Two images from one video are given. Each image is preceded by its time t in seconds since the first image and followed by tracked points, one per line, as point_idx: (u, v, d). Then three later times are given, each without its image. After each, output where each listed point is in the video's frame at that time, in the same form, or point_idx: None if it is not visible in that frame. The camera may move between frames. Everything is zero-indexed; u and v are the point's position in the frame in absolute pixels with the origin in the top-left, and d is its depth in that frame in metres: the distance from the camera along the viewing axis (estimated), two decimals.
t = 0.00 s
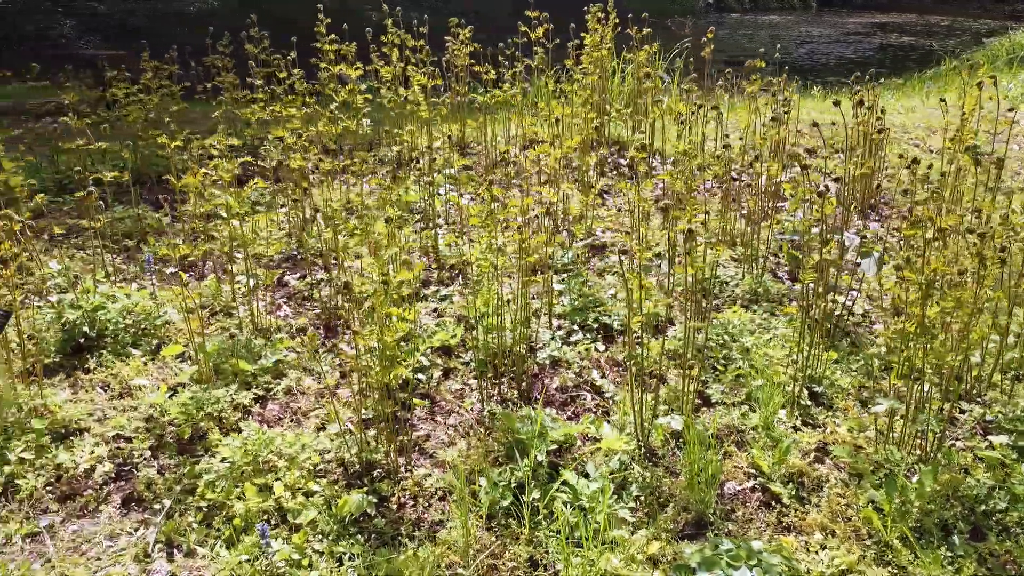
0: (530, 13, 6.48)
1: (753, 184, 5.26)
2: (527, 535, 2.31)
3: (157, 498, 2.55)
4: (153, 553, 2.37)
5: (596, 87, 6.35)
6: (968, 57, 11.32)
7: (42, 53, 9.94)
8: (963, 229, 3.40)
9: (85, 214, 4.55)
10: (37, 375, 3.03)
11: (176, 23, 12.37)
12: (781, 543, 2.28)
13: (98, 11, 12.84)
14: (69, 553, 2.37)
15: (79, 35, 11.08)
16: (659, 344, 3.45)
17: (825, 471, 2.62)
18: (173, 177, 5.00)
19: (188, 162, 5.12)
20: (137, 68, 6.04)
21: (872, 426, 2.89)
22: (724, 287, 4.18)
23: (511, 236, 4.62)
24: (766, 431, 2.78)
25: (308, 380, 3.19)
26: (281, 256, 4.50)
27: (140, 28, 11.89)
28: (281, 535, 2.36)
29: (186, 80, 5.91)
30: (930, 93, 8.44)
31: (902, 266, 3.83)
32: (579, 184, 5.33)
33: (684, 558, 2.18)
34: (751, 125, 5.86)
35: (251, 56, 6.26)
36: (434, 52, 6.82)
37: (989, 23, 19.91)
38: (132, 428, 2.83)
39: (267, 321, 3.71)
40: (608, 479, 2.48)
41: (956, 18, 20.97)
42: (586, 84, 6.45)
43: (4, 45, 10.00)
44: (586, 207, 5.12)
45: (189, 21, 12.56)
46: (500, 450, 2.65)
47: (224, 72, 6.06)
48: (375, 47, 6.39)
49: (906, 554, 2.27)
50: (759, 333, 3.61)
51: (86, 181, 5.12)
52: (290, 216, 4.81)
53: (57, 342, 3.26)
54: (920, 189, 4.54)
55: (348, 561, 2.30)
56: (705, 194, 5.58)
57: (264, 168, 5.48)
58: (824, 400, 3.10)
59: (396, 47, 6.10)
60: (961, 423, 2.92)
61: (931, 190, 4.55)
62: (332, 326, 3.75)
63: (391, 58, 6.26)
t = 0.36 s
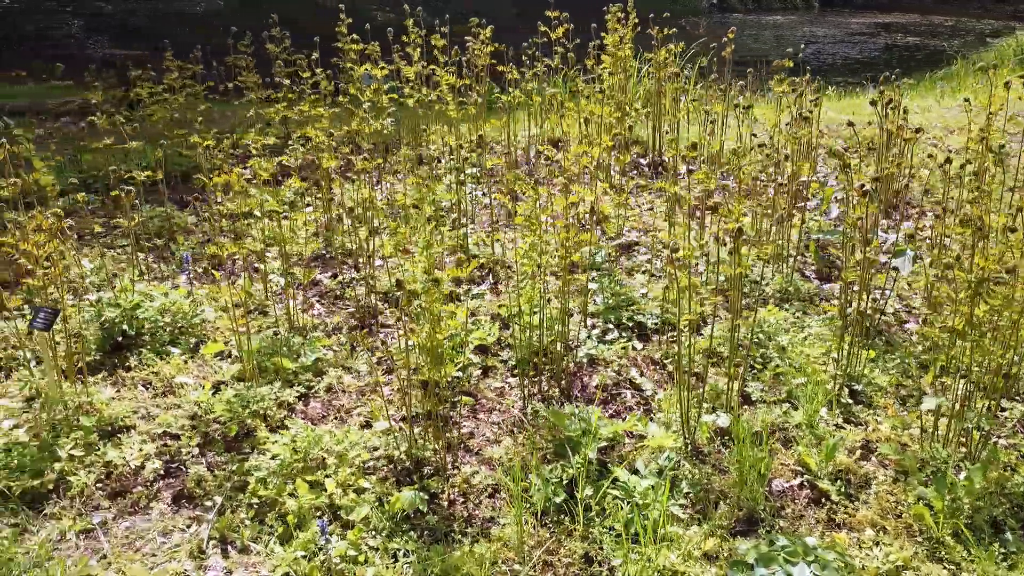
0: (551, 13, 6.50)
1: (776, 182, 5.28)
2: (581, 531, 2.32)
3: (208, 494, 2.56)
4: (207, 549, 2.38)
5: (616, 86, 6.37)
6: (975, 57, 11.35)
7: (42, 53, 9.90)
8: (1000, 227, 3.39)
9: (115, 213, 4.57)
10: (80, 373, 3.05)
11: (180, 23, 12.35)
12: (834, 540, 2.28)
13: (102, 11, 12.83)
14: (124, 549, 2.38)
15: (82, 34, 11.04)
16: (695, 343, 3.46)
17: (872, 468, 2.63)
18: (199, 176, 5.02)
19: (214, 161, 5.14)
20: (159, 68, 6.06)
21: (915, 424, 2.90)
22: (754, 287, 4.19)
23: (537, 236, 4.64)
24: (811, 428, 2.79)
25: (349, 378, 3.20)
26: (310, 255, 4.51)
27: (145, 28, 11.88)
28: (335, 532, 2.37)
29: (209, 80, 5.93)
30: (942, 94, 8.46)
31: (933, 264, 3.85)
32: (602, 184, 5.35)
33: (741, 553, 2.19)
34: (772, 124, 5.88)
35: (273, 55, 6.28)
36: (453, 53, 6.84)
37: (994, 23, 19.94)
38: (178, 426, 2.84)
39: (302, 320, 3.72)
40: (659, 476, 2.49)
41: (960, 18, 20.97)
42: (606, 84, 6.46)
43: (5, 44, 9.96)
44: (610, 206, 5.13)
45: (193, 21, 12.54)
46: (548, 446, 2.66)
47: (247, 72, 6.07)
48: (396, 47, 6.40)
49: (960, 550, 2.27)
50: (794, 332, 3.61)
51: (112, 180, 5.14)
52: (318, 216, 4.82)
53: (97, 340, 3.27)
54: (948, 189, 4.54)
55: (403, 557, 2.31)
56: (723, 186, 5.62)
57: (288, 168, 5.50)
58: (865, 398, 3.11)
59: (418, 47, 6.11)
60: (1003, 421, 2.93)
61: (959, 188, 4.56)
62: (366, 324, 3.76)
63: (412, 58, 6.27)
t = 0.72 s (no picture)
0: (567, 14, 6.52)
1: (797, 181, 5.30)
2: (631, 529, 2.34)
3: (255, 493, 2.57)
4: (258, 548, 2.39)
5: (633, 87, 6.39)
6: (982, 57, 11.36)
7: (43, 53, 9.83)
8: None
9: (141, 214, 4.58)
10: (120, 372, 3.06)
11: (179, 23, 12.24)
12: (883, 536, 2.30)
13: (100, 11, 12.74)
14: (175, 547, 2.39)
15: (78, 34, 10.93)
16: (728, 342, 3.48)
17: (914, 465, 2.65)
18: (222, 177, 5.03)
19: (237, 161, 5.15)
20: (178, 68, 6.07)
21: (952, 422, 2.91)
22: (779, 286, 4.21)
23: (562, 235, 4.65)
24: (852, 426, 2.81)
25: (387, 378, 3.22)
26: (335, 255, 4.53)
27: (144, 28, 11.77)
28: (386, 530, 2.38)
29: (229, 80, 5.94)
30: (952, 93, 8.47)
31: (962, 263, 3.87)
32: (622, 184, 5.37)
33: (792, 550, 2.21)
34: (790, 124, 5.90)
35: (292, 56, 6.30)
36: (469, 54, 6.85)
37: (995, 23, 19.99)
38: (221, 425, 2.85)
39: (334, 320, 3.74)
40: (705, 474, 2.51)
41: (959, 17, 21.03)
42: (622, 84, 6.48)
43: (5, 45, 9.89)
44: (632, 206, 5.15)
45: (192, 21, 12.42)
46: (593, 443, 2.66)
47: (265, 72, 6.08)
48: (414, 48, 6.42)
49: (1009, 547, 2.29)
50: (824, 331, 3.63)
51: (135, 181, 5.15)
52: (341, 217, 4.85)
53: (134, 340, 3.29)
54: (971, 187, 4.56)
55: (455, 555, 2.32)
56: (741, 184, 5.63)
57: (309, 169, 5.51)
58: (900, 396, 3.12)
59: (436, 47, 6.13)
60: None
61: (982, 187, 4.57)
62: (398, 325, 3.78)
63: (429, 58, 6.29)
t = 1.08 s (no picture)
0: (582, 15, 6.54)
1: (815, 182, 5.32)
2: (682, 526, 2.35)
3: (301, 493, 2.58)
4: (308, 547, 2.40)
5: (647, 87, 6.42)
6: (984, 56, 11.42)
7: (44, 53, 9.77)
8: None
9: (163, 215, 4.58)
10: (159, 373, 3.07)
11: (180, 23, 12.14)
12: (932, 532, 2.32)
13: (100, 11, 12.63)
14: (225, 547, 2.39)
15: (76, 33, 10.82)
16: (759, 341, 3.51)
17: (956, 462, 2.66)
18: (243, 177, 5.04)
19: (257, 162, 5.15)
20: (194, 68, 6.07)
21: (989, 419, 2.93)
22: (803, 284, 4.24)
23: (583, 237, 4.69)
24: (891, 424, 2.83)
25: (423, 377, 3.24)
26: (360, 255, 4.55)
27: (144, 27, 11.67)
28: (436, 529, 2.39)
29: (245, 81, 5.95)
30: (959, 92, 8.52)
31: (987, 262, 3.89)
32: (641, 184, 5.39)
33: (843, 546, 2.22)
34: (806, 125, 5.92)
35: (308, 56, 6.30)
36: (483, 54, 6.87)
37: (994, 23, 20.09)
38: (263, 424, 2.86)
39: (365, 320, 3.75)
40: (751, 471, 2.52)
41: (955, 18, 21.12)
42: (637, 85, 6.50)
43: (6, 44, 9.82)
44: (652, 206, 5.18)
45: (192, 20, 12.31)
46: (637, 441, 2.67)
47: (282, 73, 6.09)
48: (430, 48, 6.43)
49: None
50: (853, 329, 3.65)
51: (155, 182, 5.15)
52: (364, 217, 4.86)
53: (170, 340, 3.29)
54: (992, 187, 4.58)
55: (506, 553, 2.33)
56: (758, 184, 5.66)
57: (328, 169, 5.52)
58: (934, 394, 3.15)
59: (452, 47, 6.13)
60: None
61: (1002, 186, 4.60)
62: (428, 325, 3.79)
63: (445, 58, 6.30)
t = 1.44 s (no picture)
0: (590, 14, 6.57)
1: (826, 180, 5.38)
2: (727, 521, 2.37)
3: (343, 492, 2.58)
4: (354, 546, 2.41)
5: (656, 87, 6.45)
6: (984, 52, 11.48)
7: (43, 53, 9.73)
8: None
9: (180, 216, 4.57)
10: (192, 374, 3.09)
11: (179, 23, 12.02)
12: (972, 526, 2.35)
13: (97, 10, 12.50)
14: (271, 547, 2.40)
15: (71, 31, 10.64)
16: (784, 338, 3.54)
17: (989, 456, 2.70)
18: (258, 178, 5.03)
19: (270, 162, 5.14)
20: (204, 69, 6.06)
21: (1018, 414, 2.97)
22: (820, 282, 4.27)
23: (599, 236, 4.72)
24: (923, 418, 2.86)
25: (455, 377, 3.24)
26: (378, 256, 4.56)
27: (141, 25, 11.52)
28: (481, 526, 2.40)
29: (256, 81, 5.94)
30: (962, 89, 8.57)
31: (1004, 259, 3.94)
32: (652, 183, 5.42)
33: (887, 539, 2.26)
34: (815, 123, 5.97)
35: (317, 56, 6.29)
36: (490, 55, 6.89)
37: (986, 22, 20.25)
38: (299, 424, 2.86)
39: (390, 321, 3.75)
40: (790, 467, 2.55)
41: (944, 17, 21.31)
42: (645, 84, 6.54)
43: (4, 44, 9.77)
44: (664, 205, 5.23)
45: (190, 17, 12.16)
46: (676, 438, 2.69)
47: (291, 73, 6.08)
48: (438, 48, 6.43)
49: None
50: (875, 326, 3.69)
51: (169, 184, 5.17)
52: (379, 219, 4.86)
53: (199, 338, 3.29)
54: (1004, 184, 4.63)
55: (551, 550, 2.34)
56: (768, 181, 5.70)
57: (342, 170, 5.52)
58: (960, 390, 3.18)
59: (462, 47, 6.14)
60: None
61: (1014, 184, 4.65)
62: (454, 325, 3.80)
63: (454, 57, 6.30)
